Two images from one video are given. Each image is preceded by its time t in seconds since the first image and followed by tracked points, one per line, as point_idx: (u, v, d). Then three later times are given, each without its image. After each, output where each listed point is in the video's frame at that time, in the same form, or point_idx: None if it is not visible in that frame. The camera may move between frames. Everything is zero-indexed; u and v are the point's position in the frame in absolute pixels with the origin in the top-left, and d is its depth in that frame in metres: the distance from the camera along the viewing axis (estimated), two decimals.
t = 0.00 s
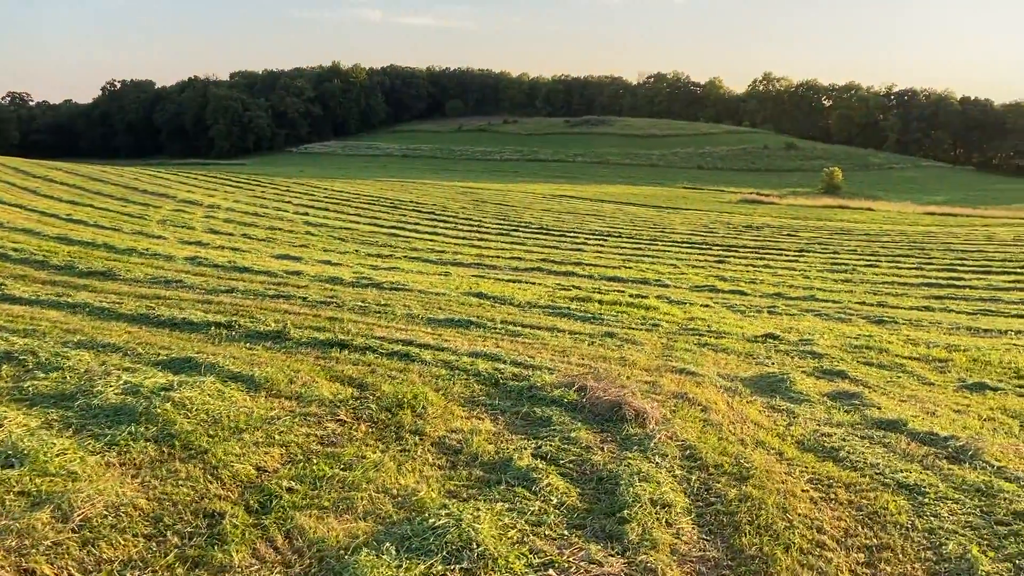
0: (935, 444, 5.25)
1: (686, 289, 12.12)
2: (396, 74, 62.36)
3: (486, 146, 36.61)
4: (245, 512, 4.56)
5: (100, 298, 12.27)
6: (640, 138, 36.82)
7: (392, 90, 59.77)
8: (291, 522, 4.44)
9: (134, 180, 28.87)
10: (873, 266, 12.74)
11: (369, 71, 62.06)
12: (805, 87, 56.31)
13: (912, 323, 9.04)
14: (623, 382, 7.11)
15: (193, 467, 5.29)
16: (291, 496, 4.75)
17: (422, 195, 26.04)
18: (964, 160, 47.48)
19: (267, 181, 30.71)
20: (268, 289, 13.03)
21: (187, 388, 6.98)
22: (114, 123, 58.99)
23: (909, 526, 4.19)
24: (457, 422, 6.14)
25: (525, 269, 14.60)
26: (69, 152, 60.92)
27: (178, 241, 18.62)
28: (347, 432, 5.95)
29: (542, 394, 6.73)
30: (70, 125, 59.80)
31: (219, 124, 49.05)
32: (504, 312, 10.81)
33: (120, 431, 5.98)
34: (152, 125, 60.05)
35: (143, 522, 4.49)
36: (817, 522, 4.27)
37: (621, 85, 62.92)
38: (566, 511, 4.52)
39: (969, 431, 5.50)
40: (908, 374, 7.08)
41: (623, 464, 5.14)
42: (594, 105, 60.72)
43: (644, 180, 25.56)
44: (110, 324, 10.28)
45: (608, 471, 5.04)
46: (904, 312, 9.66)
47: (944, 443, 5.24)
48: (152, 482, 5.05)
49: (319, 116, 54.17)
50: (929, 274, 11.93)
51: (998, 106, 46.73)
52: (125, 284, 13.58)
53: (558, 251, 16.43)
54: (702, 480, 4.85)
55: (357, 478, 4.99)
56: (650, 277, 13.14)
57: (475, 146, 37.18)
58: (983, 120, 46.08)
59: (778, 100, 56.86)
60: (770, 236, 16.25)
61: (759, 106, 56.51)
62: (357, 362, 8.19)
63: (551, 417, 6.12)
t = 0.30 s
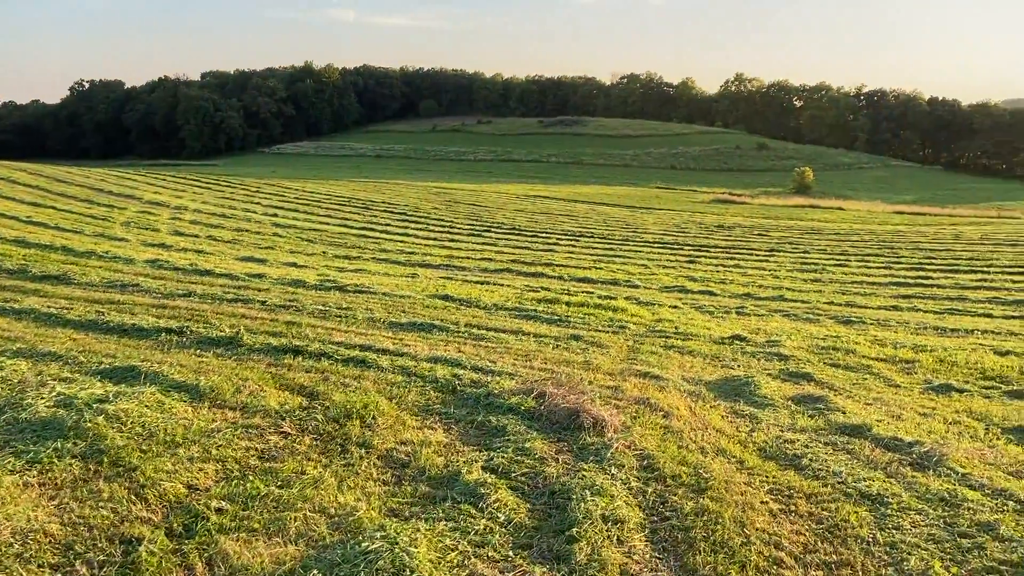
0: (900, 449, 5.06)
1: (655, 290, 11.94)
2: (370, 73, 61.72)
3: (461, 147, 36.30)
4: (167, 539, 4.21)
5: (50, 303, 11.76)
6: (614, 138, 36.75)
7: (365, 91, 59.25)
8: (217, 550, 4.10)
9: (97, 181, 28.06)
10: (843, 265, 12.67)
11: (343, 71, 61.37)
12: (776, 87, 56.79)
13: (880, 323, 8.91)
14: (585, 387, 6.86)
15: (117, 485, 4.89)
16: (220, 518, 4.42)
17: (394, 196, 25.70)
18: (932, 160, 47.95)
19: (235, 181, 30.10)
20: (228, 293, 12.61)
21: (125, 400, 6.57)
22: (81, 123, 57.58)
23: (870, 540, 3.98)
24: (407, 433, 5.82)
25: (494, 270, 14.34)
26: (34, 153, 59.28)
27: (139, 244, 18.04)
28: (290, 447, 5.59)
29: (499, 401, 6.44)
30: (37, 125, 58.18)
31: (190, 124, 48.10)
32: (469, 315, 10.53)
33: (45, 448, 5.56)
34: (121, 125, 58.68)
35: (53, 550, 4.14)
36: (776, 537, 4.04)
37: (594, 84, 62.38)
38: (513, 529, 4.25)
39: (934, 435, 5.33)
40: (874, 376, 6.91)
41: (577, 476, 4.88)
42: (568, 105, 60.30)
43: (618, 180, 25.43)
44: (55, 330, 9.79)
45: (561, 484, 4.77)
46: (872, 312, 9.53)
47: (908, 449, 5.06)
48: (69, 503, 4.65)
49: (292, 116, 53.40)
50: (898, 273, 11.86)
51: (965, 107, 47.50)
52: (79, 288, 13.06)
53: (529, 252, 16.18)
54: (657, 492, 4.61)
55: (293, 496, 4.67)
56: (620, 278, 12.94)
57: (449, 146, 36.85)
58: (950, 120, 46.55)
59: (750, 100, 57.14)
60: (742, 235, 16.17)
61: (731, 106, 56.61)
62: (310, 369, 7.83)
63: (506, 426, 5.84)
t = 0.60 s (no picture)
0: (868, 450, 4.86)
1: (627, 289, 11.72)
2: (345, 73, 61.10)
3: (436, 146, 35.95)
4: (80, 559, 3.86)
5: None
6: (591, 138, 36.64)
7: (339, 89, 58.77)
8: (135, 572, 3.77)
9: (60, 181, 27.21)
10: (815, 263, 12.57)
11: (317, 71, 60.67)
12: (750, 87, 57.09)
13: (851, 321, 8.75)
14: (547, 388, 6.58)
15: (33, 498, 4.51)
16: (142, 535, 4.08)
17: (367, 196, 25.29)
18: (904, 159, 47.91)
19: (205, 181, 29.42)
20: (186, 294, 12.13)
21: (57, 406, 6.15)
22: (49, 123, 56.20)
23: (835, 548, 3.76)
24: (357, 438, 5.51)
25: (464, 270, 14.03)
26: None
27: (99, 244, 17.44)
28: (230, 454, 5.25)
29: (456, 403, 6.14)
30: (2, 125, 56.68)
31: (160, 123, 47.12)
32: (435, 314, 10.21)
33: None
34: (91, 125, 57.37)
35: None
36: (737, 546, 3.81)
37: (569, 85, 62.10)
38: (459, 542, 3.97)
39: (903, 435, 5.13)
40: (844, 374, 6.72)
41: (531, 482, 4.60)
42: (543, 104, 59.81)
43: (593, 180, 25.26)
44: None
45: (513, 490, 4.50)
46: (843, 310, 9.38)
47: (876, 449, 4.85)
48: None
49: (266, 116, 52.58)
50: (870, 270, 11.78)
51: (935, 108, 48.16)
52: (29, 289, 12.50)
53: (501, 251, 15.89)
54: (615, 499, 4.35)
55: (225, 508, 4.35)
56: (591, 276, 12.71)
57: (424, 146, 36.47)
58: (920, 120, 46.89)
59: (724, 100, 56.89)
60: (715, 234, 16.05)
61: (705, 106, 56.45)
62: (262, 372, 7.46)
63: (461, 429, 5.54)
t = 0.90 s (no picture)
0: (829, 458, 4.68)
1: (597, 290, 11.53)
2: (319, 73, 60.46)
3: (412, 147, 35.60)
4: None
5: None
6: (567, 138, 36.54)
7: (313, 89, 58.09)
8: None
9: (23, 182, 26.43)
10: (786, 263, 12.48)
11: (292, 71, 59.93)
12: (724, 87, 57.13)
13: (819, 322, 8.63)
14: (505, 395, 6.33)
15: None
16: (52, 566, 3.80)
17: (340, 197, 24.90)
18: (875, 159, 48.92)
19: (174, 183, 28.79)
20: (144, 298, 11.72)
21: None
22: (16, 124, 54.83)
23: (790, 566, 3.58)
24: (300, 452, 5.24)
25: (433, 271, 13.76)
26: None
27: (59, 246, 16.89)
28: (163, 472, 4.96)
29: (408, 413, 5.87)
30: None
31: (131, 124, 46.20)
32: (399, 318, 9.93)
33: None
34: (60, 126, 56.09)
35: None
36: (686, 566, 3.61)
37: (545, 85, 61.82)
38: (394, 566, 3.74)
39: (865, 441, 4.96)
40: (809, 377, 6.56)
41: (477, 499, 4.36)
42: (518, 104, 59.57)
43: (569, 180, 25.12)
44: None
45: (457, 507, 4.27)
46: (812, 311, 9.26)
47: (838, 457, 4.68)
48: None
49: (239, 116, 51.76)
50: (840, 270, 11.70)
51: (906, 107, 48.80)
52: None
53: (473, 252, 15.65)
54: (564, 515, 4.13)
55: (148, 533, 4.08)
56: (562, 277, 12.51)
57: (400, 146, 36.11)
58: (891, 120, 47.37)
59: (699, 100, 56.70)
60: (688, 234, 15.95)
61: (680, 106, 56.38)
62: (211, 381, 7.14)
63: (410, 441, 5.28)
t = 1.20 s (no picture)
0: (784, 458, 4.51)
1: (565, 289, 11.32)
2: (292, 73, 59.72)
3: (387, 147, 35.23)
4: None
5: None
6: (543, 138, 36.42)
7: (285, 89, 57.39)
8: None
9: None
10: (755, 261, 12.40)
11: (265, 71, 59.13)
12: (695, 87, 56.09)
13: (784, 319, 8.50)
14: (457, 397, 6.08)
15: None
16: None
17: (311, 197, 24.50)
18: (847, 157, 48.74)
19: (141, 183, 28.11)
20: (96, 300, 11.28)
21: None
22: None
23: (736, 573, 3.39)
24: (234, 459, 4.96)
25: (399, 271, 13.48)
26: None
27: (15, 248, 16.31)
28: (85, 481, 4.65)
29: (352, 417, 5.60)
30: None
31: (99, 124, 45.22)
32: (359, 318, 9.65)
33: None
34: (26, 126, 54.75)
35: None
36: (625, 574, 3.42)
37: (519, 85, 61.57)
38: None
39: (823, 440, 4.78)
40: (770, 376, 6.39)
41: (414, 506, 4.11)
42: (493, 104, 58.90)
43: (544, 180, 24.95)
44: None
45: (393, 515, 4.04)
46: (778, 308, 9.14)
47: (793, 457, 4.50)
48: None
49: (211, 116, 50.93)
50: (809, 268, 11.62)
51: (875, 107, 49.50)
52: None
53: (442, 252, 15.36)
54: (504, 522, 3.90)
55: (57, 550, 3.80)
56: (530, 277, 12.28)
57: (374, 146, 35.72)
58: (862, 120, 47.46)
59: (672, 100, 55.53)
60: (661, 233, 15.83)
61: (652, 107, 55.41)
62: (153, 386, 6.80)
63: (351, 447, 5.02)
